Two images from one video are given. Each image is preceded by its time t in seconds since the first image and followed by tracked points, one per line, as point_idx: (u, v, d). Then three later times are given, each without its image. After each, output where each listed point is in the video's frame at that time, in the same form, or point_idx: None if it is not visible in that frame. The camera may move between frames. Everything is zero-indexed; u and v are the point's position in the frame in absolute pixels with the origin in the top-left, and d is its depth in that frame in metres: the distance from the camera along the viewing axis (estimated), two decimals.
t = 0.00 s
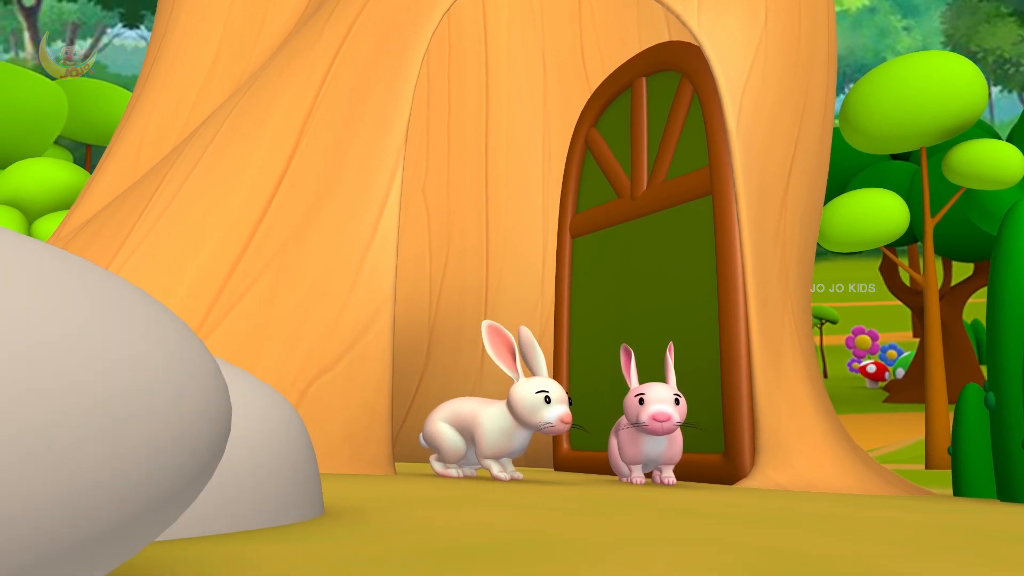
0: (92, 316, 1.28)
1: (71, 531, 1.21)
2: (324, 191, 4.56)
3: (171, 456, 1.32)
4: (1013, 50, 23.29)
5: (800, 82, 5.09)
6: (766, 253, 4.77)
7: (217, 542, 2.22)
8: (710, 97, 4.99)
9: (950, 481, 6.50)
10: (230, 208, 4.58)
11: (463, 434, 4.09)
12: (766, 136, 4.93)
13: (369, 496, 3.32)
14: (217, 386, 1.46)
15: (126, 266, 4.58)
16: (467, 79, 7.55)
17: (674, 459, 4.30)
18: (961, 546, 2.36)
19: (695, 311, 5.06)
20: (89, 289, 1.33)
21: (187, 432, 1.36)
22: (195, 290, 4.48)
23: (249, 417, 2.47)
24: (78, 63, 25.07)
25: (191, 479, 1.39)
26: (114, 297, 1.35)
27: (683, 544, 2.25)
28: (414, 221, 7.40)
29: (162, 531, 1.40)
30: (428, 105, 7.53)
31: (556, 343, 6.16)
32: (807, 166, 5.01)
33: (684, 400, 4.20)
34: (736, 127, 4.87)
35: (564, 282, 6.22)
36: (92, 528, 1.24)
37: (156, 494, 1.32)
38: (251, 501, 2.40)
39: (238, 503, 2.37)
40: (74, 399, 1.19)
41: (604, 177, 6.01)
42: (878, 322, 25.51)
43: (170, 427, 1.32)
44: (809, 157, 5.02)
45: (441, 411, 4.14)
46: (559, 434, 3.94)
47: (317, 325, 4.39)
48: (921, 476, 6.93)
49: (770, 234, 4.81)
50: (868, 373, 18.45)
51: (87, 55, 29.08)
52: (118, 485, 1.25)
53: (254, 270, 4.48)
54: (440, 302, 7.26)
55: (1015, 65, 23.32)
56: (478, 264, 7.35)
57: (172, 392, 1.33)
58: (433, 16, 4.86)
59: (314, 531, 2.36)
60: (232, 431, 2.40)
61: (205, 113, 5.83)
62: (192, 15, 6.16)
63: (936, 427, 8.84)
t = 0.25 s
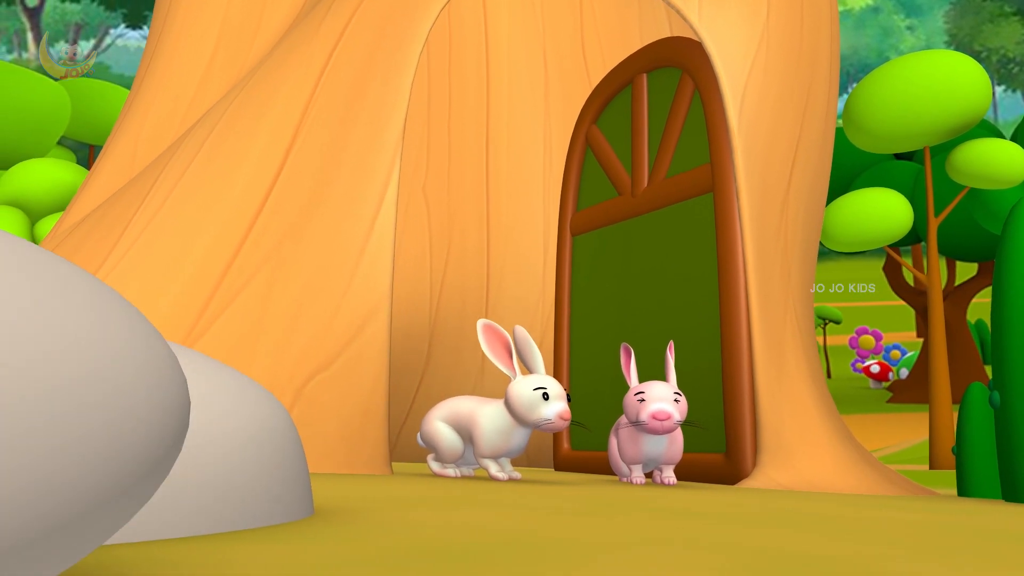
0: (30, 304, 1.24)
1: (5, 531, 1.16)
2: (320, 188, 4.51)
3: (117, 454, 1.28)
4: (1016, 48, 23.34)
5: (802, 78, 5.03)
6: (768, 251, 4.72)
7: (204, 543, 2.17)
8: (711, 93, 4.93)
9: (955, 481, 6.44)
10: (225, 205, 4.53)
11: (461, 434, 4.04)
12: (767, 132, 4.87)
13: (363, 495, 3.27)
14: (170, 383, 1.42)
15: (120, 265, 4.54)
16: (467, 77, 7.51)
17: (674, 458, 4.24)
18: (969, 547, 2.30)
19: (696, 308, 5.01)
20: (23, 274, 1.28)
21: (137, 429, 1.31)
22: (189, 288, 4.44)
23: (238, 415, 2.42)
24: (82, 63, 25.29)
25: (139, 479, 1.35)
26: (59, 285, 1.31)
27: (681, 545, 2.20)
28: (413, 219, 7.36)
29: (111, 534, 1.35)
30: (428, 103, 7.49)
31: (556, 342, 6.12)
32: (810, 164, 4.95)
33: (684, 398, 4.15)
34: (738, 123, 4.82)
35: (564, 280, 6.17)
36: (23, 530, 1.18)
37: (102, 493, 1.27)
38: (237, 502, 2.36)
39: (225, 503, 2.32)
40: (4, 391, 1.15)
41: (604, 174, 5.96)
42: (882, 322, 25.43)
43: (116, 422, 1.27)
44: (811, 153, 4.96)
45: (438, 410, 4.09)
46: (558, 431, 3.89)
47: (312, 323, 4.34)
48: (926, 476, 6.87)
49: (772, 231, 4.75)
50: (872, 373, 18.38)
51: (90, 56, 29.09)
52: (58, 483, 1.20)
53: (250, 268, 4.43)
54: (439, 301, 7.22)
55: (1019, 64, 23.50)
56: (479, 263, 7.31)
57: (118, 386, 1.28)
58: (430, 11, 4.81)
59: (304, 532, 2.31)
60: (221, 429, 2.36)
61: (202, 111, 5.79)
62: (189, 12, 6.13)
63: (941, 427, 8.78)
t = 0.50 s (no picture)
0: None
1: None
2: (317, 185, 4.47)
3: (53, 454, 1.21)
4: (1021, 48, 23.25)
5: (804, 73, 4.97)
6: (770, 248, 4.66)
7: (190, 544, 2.13)
8: (712, 89, 4.88)
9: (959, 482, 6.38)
10: (221, 201, 4.49)
11: (458, 433, 3.99)
12: (769, 128, 4.82)
13: (358, 495, 3.23)
14: (117, 373, 1.35)
15: (115, 262, 4.49)
16: (468, 75, 7.47)
17: (675, 458, 4.19)
18: (971, 547, 2.25)
19: (697, 307, 4.96)
20: None
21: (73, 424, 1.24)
22: (185, 285, 4.39)
23: (227, 412, 2.39)
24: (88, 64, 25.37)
25: (85, 476, 1.28)
26: None
27: (676, 546, 2.15)
28: (413, 218, 7.32)
29: (55, 537, 1.29)
30: (429, 101, 7.45)
31: (556, 342, 6.07)
32: (812, 160, 4.90)
33: (685, 396, 4.10)
34: (739, 119, 4.77)
35: (564, 279, 6.12)
36: None
37: (35, 494, 1.20)
38: (225, 500, 2.32)
39: (212, 501, 2.28)
40: None
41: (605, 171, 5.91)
42: (885, 323, 25.34)
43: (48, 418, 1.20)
44: (813, 150, 4.91)
45: (435, 409, 4.04)
46: (557, 428, 3.84)
47: (309, 322, 4.30)
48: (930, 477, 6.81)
49: (774, 228, 4.70)
50: (875, 374, 18.31)
51: (93, 56, 29.07)
52: None
53: (245, 265, 4.39)
54: (439, 301, 7.17)
55: None
56: (479, 262, 7.26)
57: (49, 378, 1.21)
58: (427, 7, 4.76)
59: (294, 532, 2.27)
60: (210, 425, 2.32)
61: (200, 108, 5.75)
62: (187, 8, 6.08)
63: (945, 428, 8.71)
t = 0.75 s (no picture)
0: None
1: None
2: (313, 182, 4.43)
3: None
4: None
5: (806, 68, 4.92)
6: (772, 246, 4.61)
7: (175, 548, 2.08)
8: (713, 85, 4.83)
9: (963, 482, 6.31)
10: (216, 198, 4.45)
11: (456, 432, 3.94)
12: (771, 124, 4.77)
13: (352, 495, 3.18)
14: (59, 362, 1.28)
15: (109, 260, 4.46)
16: (468, 73, 7.42)
17: (675, 458, 4.14)
18: (976, 547, 2.19)
19: (698, 305, 4.91)
20: None
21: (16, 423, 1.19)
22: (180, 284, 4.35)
23: (209, 412, 2.39)
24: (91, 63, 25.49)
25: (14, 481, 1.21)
26: None
27: (672, 547, 2.10)
28: (412, 216, 7.27)
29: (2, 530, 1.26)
30: (429, 99, 7.41)
31: (556, 341, 6.02)
32: (815, 155, 4.84)
33: (685, 396, 4.05)
34: (740, 115, 4.71)
35: (564, 277, 6.07)
36: None
37: None
38: (205, 502, 2.32)
39: (192, 502, 2.28)
40: None
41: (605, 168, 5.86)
42: (889, 323, 25.25)
43: None
44: (816, 146, 4.85)
45: (432, 408, 3.99)
46: (555, 427, 3.79)
47: (305, 320, 4.26)
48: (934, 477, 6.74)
49: (775, 225, 4.65)
50: (879, 374, 18.23)
51: (95, 56, 29.05)
52: None
53: (240, 263, 4.36)
54: (439, 300, 7.12)
55: None
56: (479, 261, 7.21)
57: None
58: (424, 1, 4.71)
59: (282, 535, 2.23)
60: (191, 426, 2.33)
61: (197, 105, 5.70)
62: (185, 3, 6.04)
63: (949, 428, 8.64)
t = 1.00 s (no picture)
0: None
1: None
2: (309, 178, 4.39)
3: None
4: None
5: (808, 64, 4.86)
6: (773, 243, 4.56)
7: (160, 549, 2.04)
8: (714, 81, 4.77)
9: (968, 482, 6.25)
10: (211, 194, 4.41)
11: (453, 432, 3.89)
12: (772, 120, 4.71)
13: (346, 496, 3.14)
14: None
15: (104, 257, 4.43)
16: (468, 70, 7.37)
17: (676, 458, 4.08)
18: (980, 547, 2.15)
19: (699, 303, 4.86)
20: None
21: None
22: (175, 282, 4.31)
23: (191, 410, 2.37)
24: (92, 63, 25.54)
25: None
26: None
27: (667, 548, 2.06)
28: (412, 215, 7.23)
29: None
30: (429, 97, 7.36)
31: (556, 340, 5.97)
32: (818, 152, 4.78)
33: (686, 396, 4.00)
34: (742, 112, 4.65)
35: (564, 276, 6.02)
36: None
37: None
38: (187, 501, 2.28)
39: (173, 502, 2.25)
40: None
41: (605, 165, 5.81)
42: (893, 323, 25.17)
43: None
44: (819, 141, 4.79)
45: (429, 408, 3.94)
46: (554, 426, 3.74)
47: (300, 317, 4.23)
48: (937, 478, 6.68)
49: (777, 222, 4.59)
50: (883, 374, 18.15)
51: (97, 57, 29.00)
52: None
53: (235, 261, 4.32)
54: (439, 299, 7.08)
55: None
56: (479, 260, 7.16)
57: None
58: None
59: (270, 536, 2.18)
60: (173, 423, 2.30)
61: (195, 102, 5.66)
62: None
63: (953, 428, 8.58)
